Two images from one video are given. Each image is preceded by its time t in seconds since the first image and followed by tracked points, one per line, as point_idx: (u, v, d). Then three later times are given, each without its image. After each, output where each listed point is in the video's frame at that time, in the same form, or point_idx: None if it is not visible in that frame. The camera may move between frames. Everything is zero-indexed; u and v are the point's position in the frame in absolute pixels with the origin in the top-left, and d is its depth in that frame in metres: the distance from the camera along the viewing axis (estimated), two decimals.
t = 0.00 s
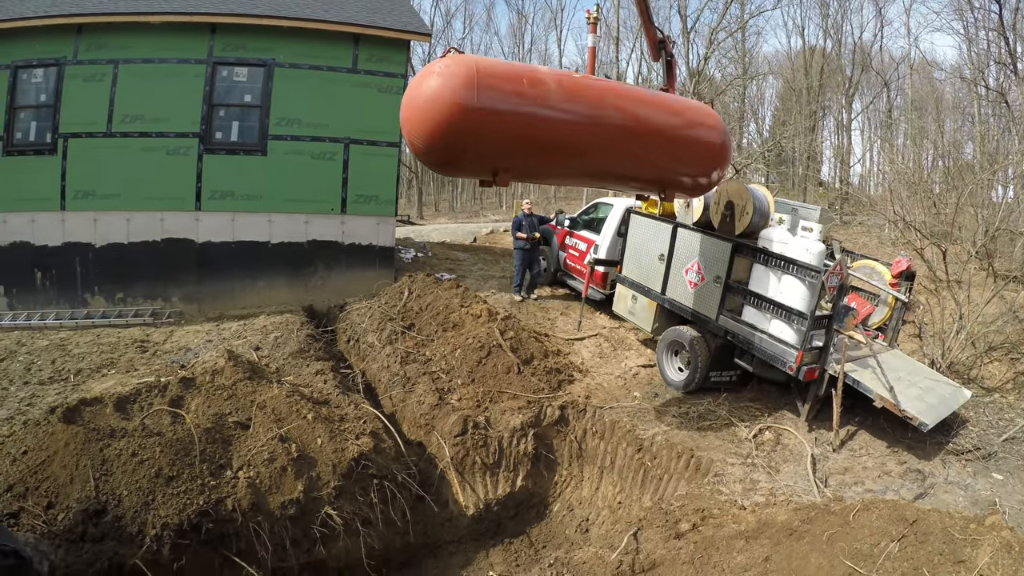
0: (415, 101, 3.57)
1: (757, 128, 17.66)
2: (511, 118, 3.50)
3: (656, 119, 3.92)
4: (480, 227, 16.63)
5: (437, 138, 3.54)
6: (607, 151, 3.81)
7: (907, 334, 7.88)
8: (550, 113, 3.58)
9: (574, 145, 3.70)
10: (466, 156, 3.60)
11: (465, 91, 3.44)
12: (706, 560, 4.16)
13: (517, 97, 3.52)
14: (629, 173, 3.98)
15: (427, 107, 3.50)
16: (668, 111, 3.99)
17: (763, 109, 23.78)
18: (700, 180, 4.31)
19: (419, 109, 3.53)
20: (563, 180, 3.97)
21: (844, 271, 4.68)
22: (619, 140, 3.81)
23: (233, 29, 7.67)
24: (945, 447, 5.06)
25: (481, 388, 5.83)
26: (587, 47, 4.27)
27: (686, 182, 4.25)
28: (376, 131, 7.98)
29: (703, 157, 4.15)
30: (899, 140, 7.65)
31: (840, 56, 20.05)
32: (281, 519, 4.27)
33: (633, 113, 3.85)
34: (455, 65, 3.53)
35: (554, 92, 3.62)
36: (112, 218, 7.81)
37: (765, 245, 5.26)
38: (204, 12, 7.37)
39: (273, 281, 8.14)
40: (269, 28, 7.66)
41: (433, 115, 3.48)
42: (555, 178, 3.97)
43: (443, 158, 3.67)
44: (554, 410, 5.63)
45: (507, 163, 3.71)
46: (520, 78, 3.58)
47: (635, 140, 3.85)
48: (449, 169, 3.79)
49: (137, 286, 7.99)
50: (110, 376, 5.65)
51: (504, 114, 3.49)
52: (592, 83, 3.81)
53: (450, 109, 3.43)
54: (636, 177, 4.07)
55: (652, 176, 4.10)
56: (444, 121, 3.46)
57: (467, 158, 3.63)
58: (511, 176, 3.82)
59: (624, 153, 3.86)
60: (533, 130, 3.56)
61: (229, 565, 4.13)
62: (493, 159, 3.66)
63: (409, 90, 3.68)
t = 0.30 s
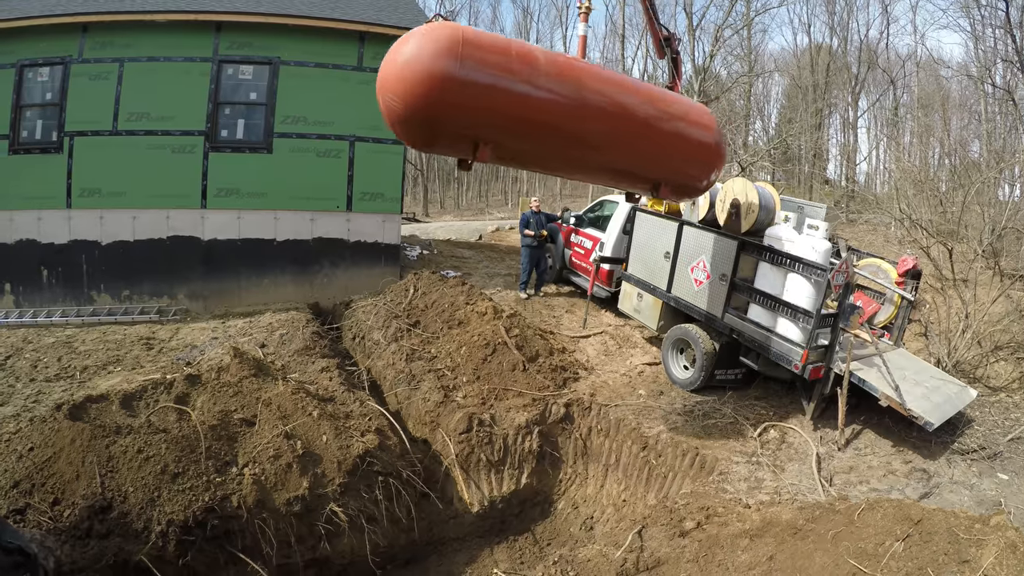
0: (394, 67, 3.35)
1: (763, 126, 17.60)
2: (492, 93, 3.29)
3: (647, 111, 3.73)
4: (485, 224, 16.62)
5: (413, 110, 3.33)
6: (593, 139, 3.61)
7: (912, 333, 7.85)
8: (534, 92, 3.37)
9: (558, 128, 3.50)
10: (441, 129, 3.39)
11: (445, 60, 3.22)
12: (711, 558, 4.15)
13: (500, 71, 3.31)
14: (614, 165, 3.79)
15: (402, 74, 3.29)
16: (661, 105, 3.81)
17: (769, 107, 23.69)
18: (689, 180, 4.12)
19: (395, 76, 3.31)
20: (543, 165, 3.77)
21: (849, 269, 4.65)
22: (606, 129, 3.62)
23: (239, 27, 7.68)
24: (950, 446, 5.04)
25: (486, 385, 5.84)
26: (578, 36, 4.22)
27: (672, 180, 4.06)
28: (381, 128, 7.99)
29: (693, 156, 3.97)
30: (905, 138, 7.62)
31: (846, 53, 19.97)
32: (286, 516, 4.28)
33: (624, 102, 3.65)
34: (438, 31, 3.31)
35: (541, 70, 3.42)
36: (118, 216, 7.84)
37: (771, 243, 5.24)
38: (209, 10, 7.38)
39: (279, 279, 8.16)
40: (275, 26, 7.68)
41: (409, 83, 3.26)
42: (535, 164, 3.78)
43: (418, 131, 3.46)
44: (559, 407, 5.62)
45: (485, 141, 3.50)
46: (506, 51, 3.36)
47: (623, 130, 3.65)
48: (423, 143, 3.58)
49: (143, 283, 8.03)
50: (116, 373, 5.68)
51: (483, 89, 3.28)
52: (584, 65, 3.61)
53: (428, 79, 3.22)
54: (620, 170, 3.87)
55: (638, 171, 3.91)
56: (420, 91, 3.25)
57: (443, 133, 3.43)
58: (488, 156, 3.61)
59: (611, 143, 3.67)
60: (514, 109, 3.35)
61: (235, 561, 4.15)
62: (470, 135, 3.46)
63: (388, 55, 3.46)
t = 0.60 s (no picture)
0: (375, 38, 3.13)
1: (768, 124, 17.56)
2: (478, 73, 3.08)
3: (641, 107, 3.56)
4: (489, 221, 16.64)
5: (392, 86, 3.11)
6: (583, 130, 3.42)
7: (916, 332, 7.84)
8: (523, 74, 3.16)
9: (547, 116, 3.30)
10: (422, 109, 3.17)
11: (430, 33, 3.00)
12: (713, 556, 4.15)
13: (488, 50, 3.10)
14: (604, 161, 3.60)
15: (383, 46, 3.07)
16: (656, 101, 3.64)
17: (773, 105, 23.63)
18: (680, 182, 3.96)
19: (375, 49, 3.08)
20: (529, 155, 3.55)
21: (853, 268, 4.65)
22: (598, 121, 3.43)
23: (242, 25, 7.69)
24: (953, 445, 5.04)
25: (489, 383, 5.84)
26: (571, 29, 3.87)
27: (664, 181, 3.89)
28: (384, 126, 8.01)
29: (685, 158, 3.82)
30: (909, 136, 7.60)
31: (850, 51, 19.92)
32: (289, 513, 4.29)
33: (617, 96, 3.47)
34: (424, 3, 3.10)
35: (532, 52, 3.22)
36: (122, 214, 7.87)
37: (775, 241, 5.24)
38: (213, 8, 7.39)
39: (283, 277, 8.17)
40: (278, 24, 7.68)
41: (389, 57, 3.04)
42: (519, 154, 3.57)
43: (397, 110, 3.23)
44: (562, 405, 5.63)
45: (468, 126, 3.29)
46: (496, 29, 3.16)
47: (616, 124, 3.47)
48: (403, 123, 3.35)
49: (147, 281, 8.04)
50: (120, 370, 5.69)
51: (469, 68, 3.06)
52: (578, 53, 3.43)
53: (411, 54, 3.01)
54: (610, 167, 3.68)
55: (628, 169, 3.72)
56: (402, 66, 3.03)
57: (422, 113, 3.21)
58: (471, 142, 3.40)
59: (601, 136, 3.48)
60: (500, 92, 3.15)
61: (238, 558, 4.17)
62: (453, 118, 3.24)
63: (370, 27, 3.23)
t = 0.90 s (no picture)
0: (362, 49, 2.84)
1: (772, 120, 17.51)
2: (474, 88, 2.79)
3: (641, 127, 3.31)
4: (493, 218, 16.64)
5: (380, 102, 2.81)
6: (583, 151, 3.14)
7: (920, 330, 7.83)
8: (522, 90, 2.89)
9: (547, 135, 3.02)
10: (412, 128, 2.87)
11: (423, 44, 2.73)
12: (716, 554, 4.15)
13: (485, 63, 2.83)
14: (604, 185, 3.33)
15: (371, 57, 2.78)
16: (659, 122, 3.39)
17: (777, 102, 23.55)
18: (685, 204, 3.72)
19: (362, 60, 2.79)
20: (526, 178, 3.26)
21: (858, 265, 4.62)
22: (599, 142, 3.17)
23: (246, 22, 7.69)
24: (957, 444, 5.03)
25: (493, 379, 5.85)
26: (567, 39, 3.83)
27: (666, 205, 3.64)
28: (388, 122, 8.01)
29: (688, 179, 3.59)
30: (914, 133, 7.58)
31: (855, 48, 19.83)
32: (293, 509, 4.30)
33: (617, 115, 3.21)
34: (416, 12, 2.82)
35: (532, 67, 2.96)
36: (126, 211, 7.89)
37: (780, 238, 5.24)
38: (216, 5, 7.40)
39: (287, 273, 8.18)
40: (282, 20, 7.68)
41: (377, 69, 2.76)
42: (515, 177, 3.28)
43: (384, 127, 2.93)
44: (566, 402, 5.62)
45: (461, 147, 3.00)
46: (494, 41, 2.89)
47: (618, 144, 3.22)
48: (389, 142, 3.04)
49: (151, 278, 8.06)
50: (125, 367, 5.72)
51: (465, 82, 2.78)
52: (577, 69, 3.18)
53: (401, 66, 2.72)
54: (612, 191, 3.41)
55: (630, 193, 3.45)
56: (390, 80, 2.75)
57: (412, 132, 2.92)
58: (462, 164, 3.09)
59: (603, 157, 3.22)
60: (497, 110, 2.87)
61: (242, 554, 4.19)
62: (444, 137, 2.94)
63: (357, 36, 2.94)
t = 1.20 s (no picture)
0: (370, 91, 3.10)
1: (778, 117, 17.43)
2: (475, 125, 3.03)
3: (633, 148, 3.53)
4: (498, 214, 16.63)
5: (389, 141, 3.08)
6: (578, 176, 3.39)
7: (926, 328, 7.79)
8: (519, 122, 3.12)
9: (543, 164, 3.26)
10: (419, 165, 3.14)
11: (429, 87, 2.97)
12: (721, 551, 4.15)
13: (485, 99, 3.06)
14: (600, 205, 3.58)
15: (380, 101, 3.03)
16: (651, 144, 3.61)
17: (784, 99, 23.43)
18: (676, 218, 3.95)
19: (372, 103, 3.05)
20: (528, 203, 3.51)
21: (864, 263, 4.62)
22: (597, 167, 3.43)
23: (251, 19, 7.70)
24: (963, 443, 5.01)
25: (499, 376, 5.85)
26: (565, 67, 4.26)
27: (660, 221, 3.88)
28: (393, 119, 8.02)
29: (677, 195, 3.82)
30: (921, 131, 7.53)
31: (861, 44, 19.70)
32: (299, 504, 4.31)
33: (612, 140, 3.44)
34: (421, 54, 3.05)
35: (529, 100, 3.19)
36: (132, 208, 7.91)
37: (786, 236, 5.23)
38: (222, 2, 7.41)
39: (293, 269, 8.21)
40: (287, 17, 7.69)
41: (386, 112, 3.01)
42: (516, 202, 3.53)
43: (394, 163, 3.20)
44: (572, 398, 5.61)
45: (465, 178, 3.26)
46: (493, 78, 3.12)
47: (611, 168, 3.45)
48: (399, 177, 3.31)
49: (157, 274, 8.09)
50: (131, 363, 5.74)
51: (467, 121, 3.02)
52: (572, 97, 3.39)
53: (407, 108, 2.97)
54: (606, 210, 3.65)
55: (623, 211, 3.70)
56: (399, 120, 3.00)
57: (418, 167, 3.18)
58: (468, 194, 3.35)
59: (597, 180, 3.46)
60: (498, 145, 3.11)
61: (248, 549, 4.20)
62: (450, 171, 3.20)
63: (365, 78, 3.19)
